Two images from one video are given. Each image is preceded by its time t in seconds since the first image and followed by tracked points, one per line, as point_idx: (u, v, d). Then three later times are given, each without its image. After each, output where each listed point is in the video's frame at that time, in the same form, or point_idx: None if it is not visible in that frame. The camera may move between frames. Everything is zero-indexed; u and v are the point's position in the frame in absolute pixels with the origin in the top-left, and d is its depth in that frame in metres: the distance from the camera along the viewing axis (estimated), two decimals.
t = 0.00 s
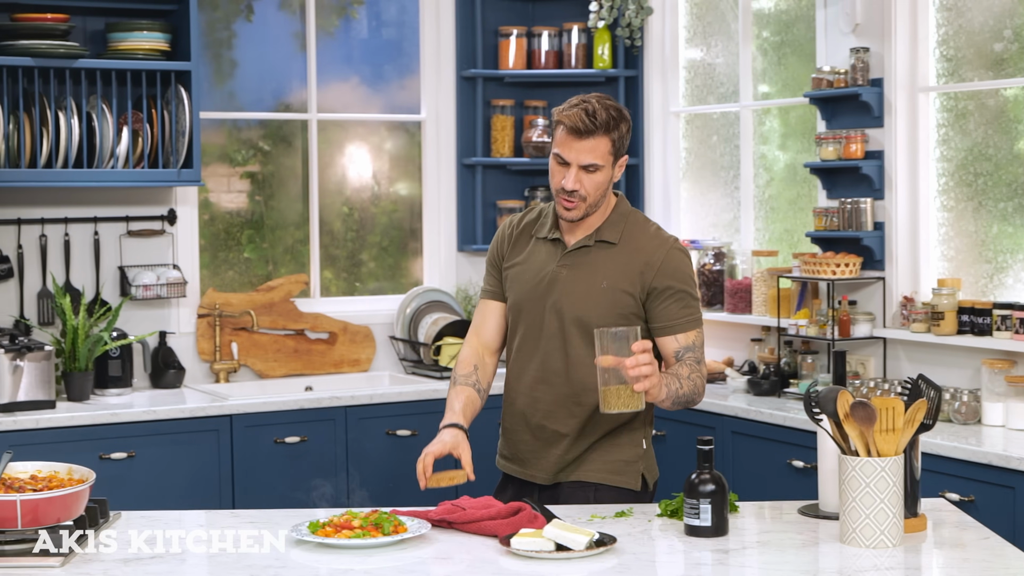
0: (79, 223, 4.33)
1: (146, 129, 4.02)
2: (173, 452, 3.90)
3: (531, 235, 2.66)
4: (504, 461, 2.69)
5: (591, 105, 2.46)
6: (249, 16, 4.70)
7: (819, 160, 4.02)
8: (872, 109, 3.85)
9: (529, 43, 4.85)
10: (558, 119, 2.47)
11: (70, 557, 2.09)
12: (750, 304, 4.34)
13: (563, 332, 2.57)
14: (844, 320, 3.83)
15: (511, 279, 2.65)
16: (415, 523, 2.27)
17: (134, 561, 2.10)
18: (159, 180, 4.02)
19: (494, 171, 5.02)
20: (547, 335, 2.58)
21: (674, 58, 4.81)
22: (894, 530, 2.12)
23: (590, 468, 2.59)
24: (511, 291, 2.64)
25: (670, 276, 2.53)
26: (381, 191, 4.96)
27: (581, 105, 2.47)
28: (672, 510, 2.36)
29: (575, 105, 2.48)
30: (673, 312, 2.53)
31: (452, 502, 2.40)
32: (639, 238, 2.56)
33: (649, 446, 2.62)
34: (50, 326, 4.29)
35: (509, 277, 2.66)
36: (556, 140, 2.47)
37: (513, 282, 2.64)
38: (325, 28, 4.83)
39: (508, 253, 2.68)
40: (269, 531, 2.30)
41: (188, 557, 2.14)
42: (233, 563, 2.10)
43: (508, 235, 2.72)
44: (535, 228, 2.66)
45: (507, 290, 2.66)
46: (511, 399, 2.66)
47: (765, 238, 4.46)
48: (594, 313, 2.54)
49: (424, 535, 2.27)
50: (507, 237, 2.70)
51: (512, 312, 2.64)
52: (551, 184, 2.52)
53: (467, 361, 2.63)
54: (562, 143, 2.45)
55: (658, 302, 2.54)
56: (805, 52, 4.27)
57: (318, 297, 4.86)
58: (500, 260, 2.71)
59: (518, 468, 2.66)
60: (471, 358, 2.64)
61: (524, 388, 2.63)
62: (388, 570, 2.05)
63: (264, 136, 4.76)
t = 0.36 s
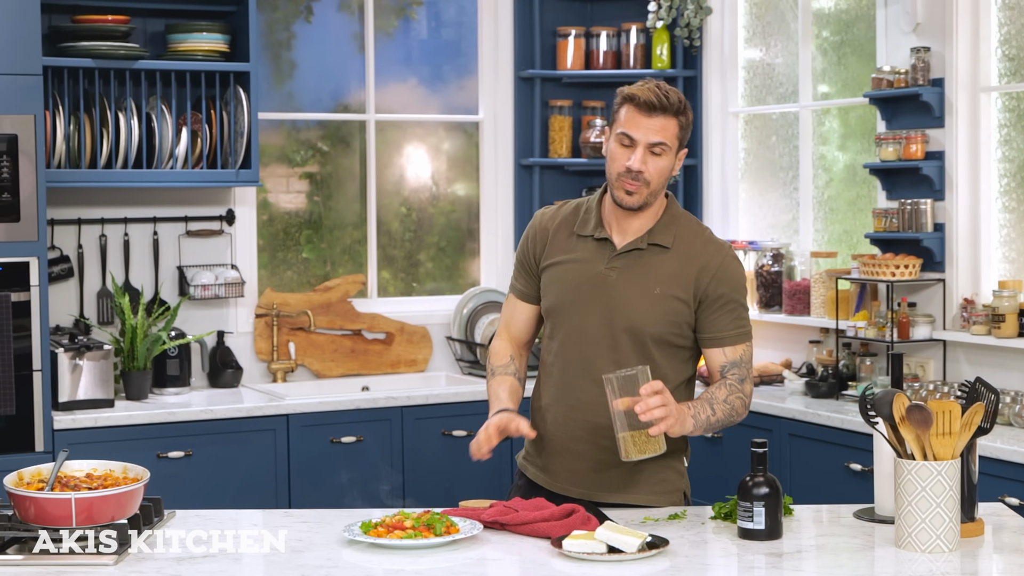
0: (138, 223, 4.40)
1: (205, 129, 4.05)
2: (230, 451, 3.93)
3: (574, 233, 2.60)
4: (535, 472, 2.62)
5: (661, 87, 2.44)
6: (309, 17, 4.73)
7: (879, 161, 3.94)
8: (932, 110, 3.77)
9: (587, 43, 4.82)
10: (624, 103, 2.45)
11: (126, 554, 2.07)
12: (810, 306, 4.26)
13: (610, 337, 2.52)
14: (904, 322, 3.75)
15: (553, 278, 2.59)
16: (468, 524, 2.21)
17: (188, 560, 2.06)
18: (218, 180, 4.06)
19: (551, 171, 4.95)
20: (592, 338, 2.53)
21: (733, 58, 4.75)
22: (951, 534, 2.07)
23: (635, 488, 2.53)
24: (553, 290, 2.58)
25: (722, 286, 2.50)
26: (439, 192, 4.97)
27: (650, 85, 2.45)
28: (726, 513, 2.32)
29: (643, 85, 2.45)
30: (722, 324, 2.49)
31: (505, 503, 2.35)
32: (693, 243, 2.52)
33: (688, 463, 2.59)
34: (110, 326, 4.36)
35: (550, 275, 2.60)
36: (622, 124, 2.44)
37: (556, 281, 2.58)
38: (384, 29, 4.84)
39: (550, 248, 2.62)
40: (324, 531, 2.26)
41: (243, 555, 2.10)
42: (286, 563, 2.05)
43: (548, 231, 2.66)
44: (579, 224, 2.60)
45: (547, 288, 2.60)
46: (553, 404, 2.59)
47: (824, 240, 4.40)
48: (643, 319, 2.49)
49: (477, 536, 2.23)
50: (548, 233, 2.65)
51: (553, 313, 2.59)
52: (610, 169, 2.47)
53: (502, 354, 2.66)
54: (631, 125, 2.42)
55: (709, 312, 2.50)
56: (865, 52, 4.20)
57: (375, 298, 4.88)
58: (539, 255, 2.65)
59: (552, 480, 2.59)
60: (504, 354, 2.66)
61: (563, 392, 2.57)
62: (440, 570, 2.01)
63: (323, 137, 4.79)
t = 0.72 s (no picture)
0: (169, 224, 4.42)
1: (235, 129, 4.07)
2: (259, 450, 3.95)
3: (613, 237, 2.51)
4: (559, 479, 2.57)
5: (720, 129, 2.26)
6: (340, 18, 4.74)
7: (910, 162, 3.91)
8: (966, 110, 3.73)
9: (617, 43, 4.80)
10: (679, 140, 2.27)
11: (151, 554, 2.08)
12: (840, 307, 4.23)
13: (652, 351, 2.51)
14: (934, 324, 3.71)
15: (592, 284, 2.51)
16: (491, 526, 2.20)
17: (212, 559, 2.06)
18: (248, 180, 4.08)
19: (581, 173, 4.95)
20: (633, 351, 2.51)
21: (765, 58, 4.71)
22: (978, 539, 2.04)
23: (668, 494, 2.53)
24: (591, 298, 2.51)
25: (759, 300, 2.51)
26: (470, 193, 4.97)
27: (708, 128, 2.26)
28: (751, 515, 2.30)
29: (701, 126, 2.26)
30: (757, 336, 2.52)
31: (528, 504, 2.34)
32: (733, 256, 2.50)
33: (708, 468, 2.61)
34: (140, 326, 4.39)
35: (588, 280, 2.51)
36: (674, 163, 2.28)
37: (596, 288, 2.50)
38: (415, 29, 4.85)
39: (588, 250, 2.52)
40: (348, 531, 2.26)
41: (266, 555, 2.10)
42: (309, 563, 2.05)
43: (582, 227, 2.53)
44: (618, 228, 2.50)
45: (583, 294, 2.52)
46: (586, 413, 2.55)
47: (855, 241, 4.36)
48: (687, 335, 2.49)
49: (501, 537, 2.22)
50: (582, 231, 2.53)
51: (591, 321, 2.52)
52: (656, 201, 2.35)
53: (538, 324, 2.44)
54: (685, 170, 2.27)
55: (744, 324, 2.52)
56: (897, 52, 4.17)
57: (405, 298, 4.89)
58: (571, 251, 2.52)
59: (578, 489, 2.54)
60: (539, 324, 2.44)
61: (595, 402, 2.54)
62: (463, 571, 2.00)
63: (354, 137, 4.80)
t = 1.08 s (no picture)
0: (178, 223, 4.43)
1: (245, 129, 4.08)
2: (267, 450, 3.95)
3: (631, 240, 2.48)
4: (560, 479, 2.57)
5: (735, 142, 2.23)
6: (351, 18, 4.74)
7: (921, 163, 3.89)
8: (976, 110, 3.71)
9: (628, 43, 4.79)
10: (695, 145, 2.26)
11: (153, 554, 2.08)
12: (851, 308, 4.21)
13: (666, 357, 2.51)
14: (944, 325, 3.70)
15: (608, 287, 2.49)
16: (496, 527, 2.20)
17: (215, 559, 2.06)
18: (257, 180, 4.08)
19: (591, 171, 4.92)
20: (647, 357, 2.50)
21: (776, 58, 4.69)
22: (983, 541, 2.03)
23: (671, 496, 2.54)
24: (607, 301, 2.49)
25: (772, 309, 2.51)
26: (480, 193, 4.97)
27: (725, 138, 2.24)
28: (756, 517, 2.29)
29: (719, 134, 2.25)
30: (770, 344, 2.52)
31: (533, 505, 2.33)
32: (750, 264, 2.49)
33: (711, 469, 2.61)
34: (149, 325, 4.40)
35: (604, 282, 2.49)
36: (686, 166, 2.27)
37: (612, 292, 2.48)
38: (425, 29, 4.85)
39: (605, 252, 2.49)
40: (352, 531, 2.26)
41: (269, 555, 2.10)
42: (311, 563, 2.05)
43: (600, 228, 2.50)
44: (637, 232, 2.47)
45: (599, 296, 2.50)
46: (591, 416, 2.54)
47: (866, 242, 4.35)
48: (701, 342, 2.49)
49: (505, 538, 2.22)
50: (601, 232, 2.49)
51: (606, 324, 2.50)
52: (668, 200, 2.35)
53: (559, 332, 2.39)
54: (694, 175, 2.26)
55: (757, 332, 2.52)
56: (908, 52, 4.15)
57: (415, 298, 4.89)
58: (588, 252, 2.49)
59: (579, 490, 2.55)
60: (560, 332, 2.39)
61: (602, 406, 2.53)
62: (466, 572, 2.00)
63: (364, 137, 4.80)
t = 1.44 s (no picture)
0: (185, 223, 4.44)
1: (251, 129, 4.08)
2: (273, 449, 3.96)
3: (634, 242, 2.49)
4: (563, 478, 2.57)
5: (710, 138, 2.24)
6: (359, 18, 4.74)
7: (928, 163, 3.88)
8: (983, 111, 3.70)
9: (636, 43, 4.78)
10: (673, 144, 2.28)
11: (155, 554, 2.09)
12: (858, 309, 4.20)
13: (668, 360, 2.50)
14: (951, 326, 3.68)
15: (610, 288, 2.49)
16: (499, 527, 2.20)
17: (217, 560, 2.07)
18: (264, 180, 4.09)
19: (599, 172, 4.93)
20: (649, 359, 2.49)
21: (783, 59, 4.68)
22: (986, 543, 2.03)
23: (671, 497, 2.52)
24: (609, 302, 2.49)
25: (776, 315, 2.49)
26: (489, 193, 4.97)
27: (701, 135, 2.25)
28: (759, 518, 2.28)
29: (697, 131, 2.26)
30: (773, 350, 2.49)
31: (536, 506, 2.33)
32: (755, 269, 2.48)
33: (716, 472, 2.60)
34: (155, 325, 4.41)
35: (606, 283, 2.49)
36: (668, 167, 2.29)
37: (614, 293, 2.49)
38: (433, 29, 4.85)
39: (608, 253, 2.50)
40: (355, 532, 2.26)
41: (271, 555, 2.10)
42: (312, 563, 2.05)
43: (604, 230, 2.52)
44: (640, 233, 2.48)
45: (601, 297, 2.50)
46: (595, 416, 2.53)
47: (873, 243, 4.34)
48: (703, 345, 2.47)
49: (507, 539, 2.21)
50: (604, 233, 2.51)
51: (608, 325, 2.51)
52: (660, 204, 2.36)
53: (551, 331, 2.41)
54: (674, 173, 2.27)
55: (760, 337, 2.49)
56: (916, 53, 4.14)
57: (422, 298, 4.89)
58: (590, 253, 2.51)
59: (582, 489, 2.54)
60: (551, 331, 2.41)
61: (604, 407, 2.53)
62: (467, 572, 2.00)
63: (372, 137, 4.80)
